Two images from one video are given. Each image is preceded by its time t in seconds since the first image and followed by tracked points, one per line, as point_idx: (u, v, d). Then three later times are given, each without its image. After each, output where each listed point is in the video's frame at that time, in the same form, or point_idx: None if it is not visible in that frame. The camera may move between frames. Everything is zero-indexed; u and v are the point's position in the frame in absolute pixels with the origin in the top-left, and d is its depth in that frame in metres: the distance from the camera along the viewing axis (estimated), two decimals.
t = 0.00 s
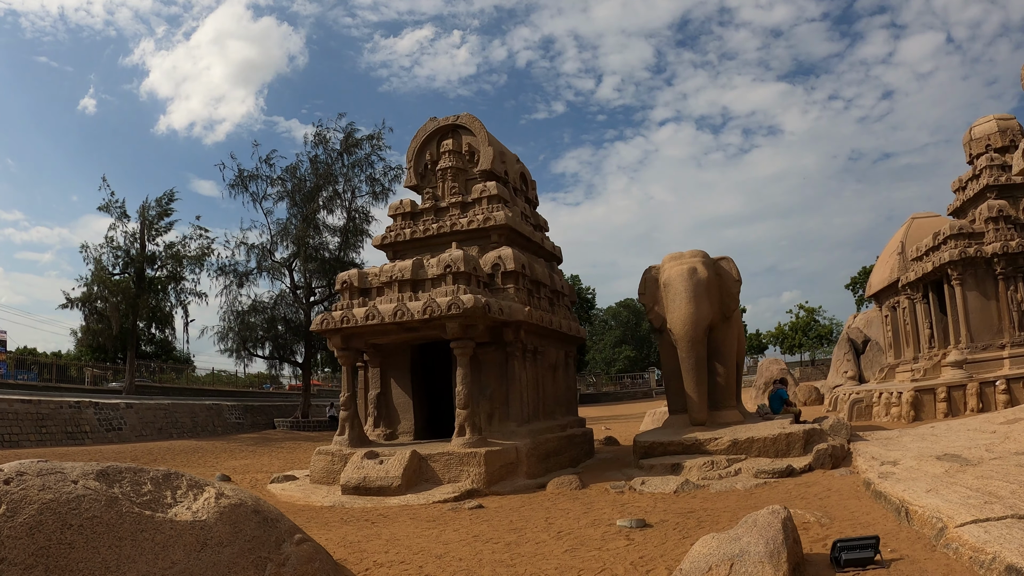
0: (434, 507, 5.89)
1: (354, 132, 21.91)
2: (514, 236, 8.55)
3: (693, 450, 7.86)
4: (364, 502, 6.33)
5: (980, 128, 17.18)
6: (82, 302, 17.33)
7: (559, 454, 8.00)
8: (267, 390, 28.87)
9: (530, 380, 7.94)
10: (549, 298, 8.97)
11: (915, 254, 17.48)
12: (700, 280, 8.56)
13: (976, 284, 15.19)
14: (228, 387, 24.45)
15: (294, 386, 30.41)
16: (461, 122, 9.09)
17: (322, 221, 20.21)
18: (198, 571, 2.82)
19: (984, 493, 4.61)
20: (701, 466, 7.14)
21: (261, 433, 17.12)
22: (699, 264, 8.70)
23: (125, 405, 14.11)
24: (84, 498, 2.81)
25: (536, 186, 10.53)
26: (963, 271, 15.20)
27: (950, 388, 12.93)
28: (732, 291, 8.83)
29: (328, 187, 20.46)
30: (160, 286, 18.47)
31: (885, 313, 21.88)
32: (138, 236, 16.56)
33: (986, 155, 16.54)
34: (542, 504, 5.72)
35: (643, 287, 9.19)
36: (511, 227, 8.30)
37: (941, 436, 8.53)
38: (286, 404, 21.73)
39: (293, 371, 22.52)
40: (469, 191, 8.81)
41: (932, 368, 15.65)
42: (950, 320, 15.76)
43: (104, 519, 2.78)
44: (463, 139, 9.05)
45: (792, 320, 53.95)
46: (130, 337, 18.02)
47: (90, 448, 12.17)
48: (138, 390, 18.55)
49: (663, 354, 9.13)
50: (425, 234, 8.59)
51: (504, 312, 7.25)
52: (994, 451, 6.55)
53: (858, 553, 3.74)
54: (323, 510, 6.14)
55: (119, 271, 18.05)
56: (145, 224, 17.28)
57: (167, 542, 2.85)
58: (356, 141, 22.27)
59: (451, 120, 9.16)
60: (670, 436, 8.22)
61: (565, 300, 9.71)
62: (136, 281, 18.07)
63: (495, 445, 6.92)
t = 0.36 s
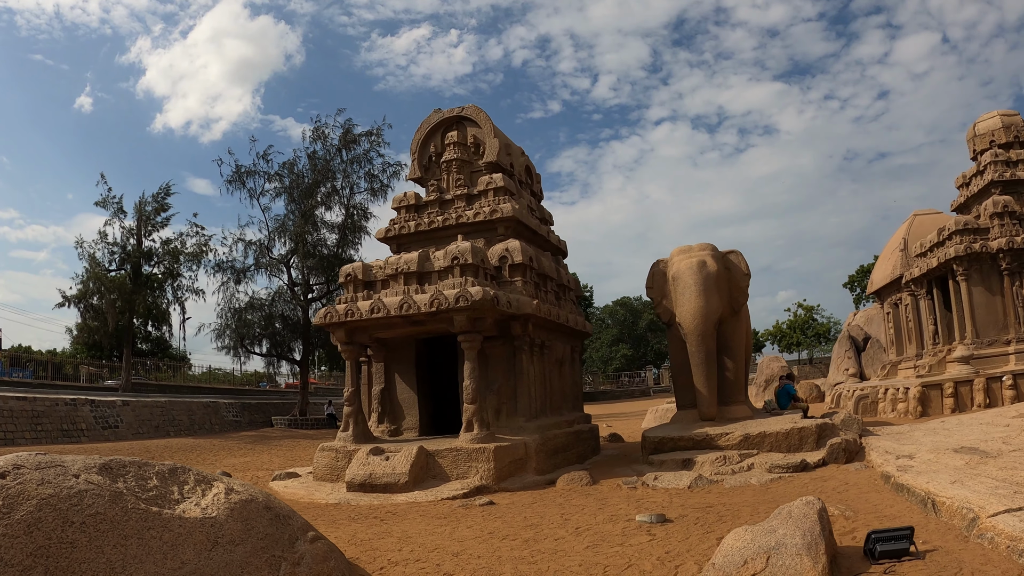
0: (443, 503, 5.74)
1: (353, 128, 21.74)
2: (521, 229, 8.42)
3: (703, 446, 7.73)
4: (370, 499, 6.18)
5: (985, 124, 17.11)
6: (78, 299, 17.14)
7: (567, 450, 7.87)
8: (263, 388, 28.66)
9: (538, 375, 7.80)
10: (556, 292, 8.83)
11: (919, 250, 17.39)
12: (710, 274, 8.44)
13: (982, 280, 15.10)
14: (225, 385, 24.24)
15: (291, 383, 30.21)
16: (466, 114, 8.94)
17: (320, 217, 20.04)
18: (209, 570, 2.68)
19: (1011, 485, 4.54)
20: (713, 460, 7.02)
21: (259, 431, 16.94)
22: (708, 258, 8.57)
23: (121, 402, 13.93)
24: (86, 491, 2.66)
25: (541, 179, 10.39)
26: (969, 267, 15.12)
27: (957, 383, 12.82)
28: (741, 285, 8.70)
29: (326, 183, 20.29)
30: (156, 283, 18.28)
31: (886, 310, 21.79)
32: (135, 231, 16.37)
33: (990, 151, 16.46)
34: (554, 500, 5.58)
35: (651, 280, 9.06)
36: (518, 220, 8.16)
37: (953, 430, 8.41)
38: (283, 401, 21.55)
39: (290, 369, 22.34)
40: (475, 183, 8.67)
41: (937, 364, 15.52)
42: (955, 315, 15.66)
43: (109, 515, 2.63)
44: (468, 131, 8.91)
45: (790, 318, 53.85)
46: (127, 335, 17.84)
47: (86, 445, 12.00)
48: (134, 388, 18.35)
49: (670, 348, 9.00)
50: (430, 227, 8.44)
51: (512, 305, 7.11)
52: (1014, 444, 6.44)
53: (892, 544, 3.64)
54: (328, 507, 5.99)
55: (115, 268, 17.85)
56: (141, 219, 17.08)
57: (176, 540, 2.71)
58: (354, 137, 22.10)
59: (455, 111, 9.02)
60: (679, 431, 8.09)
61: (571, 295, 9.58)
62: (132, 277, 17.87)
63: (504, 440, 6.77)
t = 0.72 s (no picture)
0: (450, 507, 5.59)
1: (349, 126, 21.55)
2: (525, 226, 8.27)
3: (711, 446, 7.59)
4: (374, 503, 6.01)
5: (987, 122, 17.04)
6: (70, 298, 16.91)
7: (573, 451, 7.72)
8: (258, 388, 28.43)
9: (543, 375, 7.65)
10: (560, 290, 8.68)
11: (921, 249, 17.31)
12: (717, 272, 8.30)
13: (985, 278, 15.02)
14: (220, 386, 24.01)
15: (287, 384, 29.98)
16: (468, 110, 8.78)
17: (316, 216, 19.85)
18: None
19: None
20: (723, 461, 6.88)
21: (254, 432, 16.73)
22: (715, 256, 8.43)
23: (116, 403, 13.73)
24: (83, 500, 2.50)
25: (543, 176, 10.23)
26: (972, 266, 15.05)
27: (962, 382, 12.74)
28: (748, 283, 8.57)
29: (322, 181, 20.10)
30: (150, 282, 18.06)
31: (886, 309, 21.73)
32: (129, 230, 16.16)
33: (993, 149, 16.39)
34: (564, 502, 5.43)
35: (656, 279, 8.92)
36: (522, 217, 8.01)
37: (963, 429, 8.30)
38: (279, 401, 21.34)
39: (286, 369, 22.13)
40: (478, 179, 8.51)
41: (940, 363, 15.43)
42: (958, 314, 15.58)
43: (107, 526, 2.47)
44: (470, 126, 8.75)
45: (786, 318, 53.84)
46: (120, 335, 17.61)
47: (80, 447, 11.80)
48: (128, 388, 18.13)
49: (676, 347, 8.87)
50: (432, 224, 8.28)
51: (518, 303, 6.96)
52: None
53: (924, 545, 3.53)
54: (330, 511, 5.82)
55: (109, 267, 17.63)
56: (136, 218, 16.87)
57: (181, 553, 2.56)
58: (350, 136, 21.90)
59: (457, 107, 8.86)
60: (686, 431, 7.95)
61: (575, 293, 9.43)
62: (126, 277, 17.65)
63: (510, 441, 6.62)
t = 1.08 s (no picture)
0: (457, 511, 5.41)
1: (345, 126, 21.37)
2: (529, 224, 8.10)
3: (721, 448, 7.43)
4: (378, 507, 5.83)
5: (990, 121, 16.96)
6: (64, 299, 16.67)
7: (579, 453, 7.55)
8: (253, 390, 28.15)
9: (549, 376, 7.48)
10: (565, 289, 8.51)
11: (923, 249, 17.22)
12: (726, 270, 8.15)
13: (989, 278, 14.92)
14: (215, 388, 23.74)
15: (282, 386, 29.70)
16: (471, 105, 8.61)
17: (313, 216, 19.66)
18: None
19: None
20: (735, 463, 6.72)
21: (250, 434, 16.49)
22: (723, 254, 8.28)
23: (110, 405, 13.50)
24: (75, 512, 2.31)
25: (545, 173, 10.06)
26: (977, 265, 14.96)
27: (969, 382, 12.62)
28: (756, 282, 8.42)
29: (318, 181, 19.91)
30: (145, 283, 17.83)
31: (886, 310, 21.64)
32: (124, 229, 15.94)
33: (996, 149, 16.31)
34: (575, 506, 5.27)
35: (663, 278, 8.77)
36: (527, 214, 7.84)
37: (976, 429, 8.15)
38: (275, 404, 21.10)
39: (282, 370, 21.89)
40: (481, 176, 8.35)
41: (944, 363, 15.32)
42: (962, 313, 15.48)
43: (101, 539, 2.29)
44: (473, 123, 8.58)
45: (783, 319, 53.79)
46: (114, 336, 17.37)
47: (72, 449, 11.57)
48: (122, 390, 17.88)
49: (683, 348, 8.72)
50: (435, 222, 8.10)
51: (524, 302, 6.79)
52: None
53: (960, 548, 3.38)
54: (333, 516, 5.63)
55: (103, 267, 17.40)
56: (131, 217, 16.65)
57: (183, 567, 2.38)
58: (346, 135, 21.71)
59: (460, 103, 8.69)
60: (694, 433, 7.80)
61: (579, 292, 9.26)
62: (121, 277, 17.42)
63: (517, 444, 6.45)
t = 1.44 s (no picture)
0: (458, 519, 5.21)
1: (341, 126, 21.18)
2: (531, 223, 7.91)
3: (727, 452, 7.24)
4: (376, 515, 5.63)
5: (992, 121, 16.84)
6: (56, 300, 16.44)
7: (582, 458, 7.36)
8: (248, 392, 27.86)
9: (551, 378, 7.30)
10: (566, 290, 8.33)
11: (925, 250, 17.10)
12: (731, 271, 7.98)
13: (994, 279, 14.79)
14: (210, 390, 23.47)
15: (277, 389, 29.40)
16: (470, 102, 8.43)
17: (308, 217, 19.45)
18: None
19: None
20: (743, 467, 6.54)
21: (245, 437, 16.26)
22: (728, 254, 8.12)
23: (103, 408, 13.27)
24: (44, 532, 2.10)
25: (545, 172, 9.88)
26: (981, 266, 14.83)
27: (974, 384, 12.46)
28: (761, 282, 8.25)
29: (314, 182, 19.70)
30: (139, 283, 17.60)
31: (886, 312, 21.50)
32: (117, 229, 15.72)
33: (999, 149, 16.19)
34: (581, 513, 5.07)
35: (667, 278, 8.60)
36: (529, 212, 7.66)
37: (987, 432, 7.98)
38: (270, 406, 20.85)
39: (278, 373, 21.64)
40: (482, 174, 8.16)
41: (947, 365, 15.17)
42: (966, 315, 15.35)
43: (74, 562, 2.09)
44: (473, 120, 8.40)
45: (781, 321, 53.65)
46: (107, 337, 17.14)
47: (63, 453, 11.34)
48: (115, 393, 17.64)
49: (687, 350, 8.55)
50: (434, 221, 7.91)
51: (526, 303, 6.61)
52: None
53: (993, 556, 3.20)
54: (329, 524, 5.43)
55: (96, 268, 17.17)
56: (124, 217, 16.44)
57: None
58: (342, 136, 21.50)
59: (459, 99, 8.51)
60: (699, 436, 7.62)
61: (581, 293, 9.08)
62: (114, 278, 17.19)
63: (519, 449, 6.26)
